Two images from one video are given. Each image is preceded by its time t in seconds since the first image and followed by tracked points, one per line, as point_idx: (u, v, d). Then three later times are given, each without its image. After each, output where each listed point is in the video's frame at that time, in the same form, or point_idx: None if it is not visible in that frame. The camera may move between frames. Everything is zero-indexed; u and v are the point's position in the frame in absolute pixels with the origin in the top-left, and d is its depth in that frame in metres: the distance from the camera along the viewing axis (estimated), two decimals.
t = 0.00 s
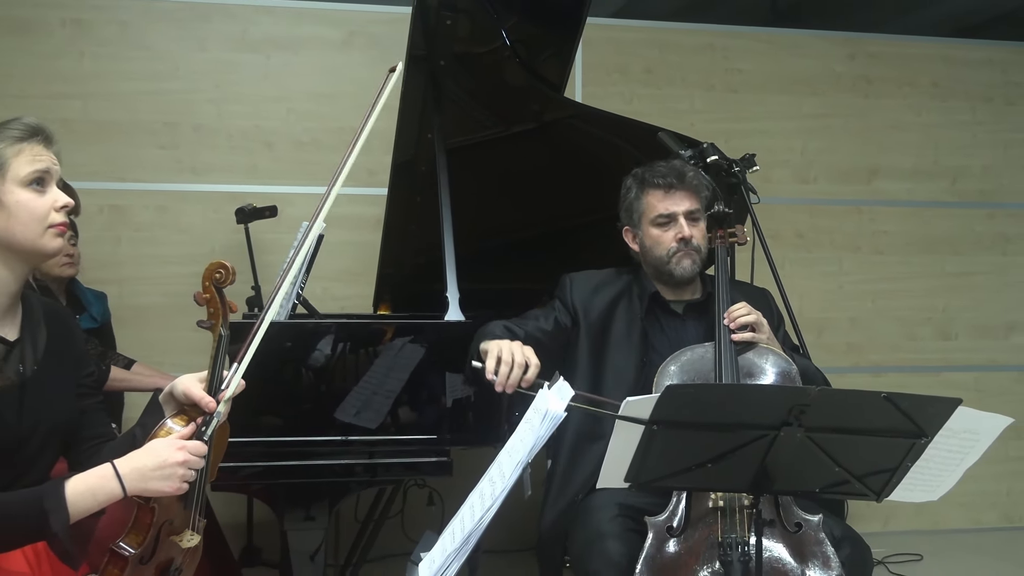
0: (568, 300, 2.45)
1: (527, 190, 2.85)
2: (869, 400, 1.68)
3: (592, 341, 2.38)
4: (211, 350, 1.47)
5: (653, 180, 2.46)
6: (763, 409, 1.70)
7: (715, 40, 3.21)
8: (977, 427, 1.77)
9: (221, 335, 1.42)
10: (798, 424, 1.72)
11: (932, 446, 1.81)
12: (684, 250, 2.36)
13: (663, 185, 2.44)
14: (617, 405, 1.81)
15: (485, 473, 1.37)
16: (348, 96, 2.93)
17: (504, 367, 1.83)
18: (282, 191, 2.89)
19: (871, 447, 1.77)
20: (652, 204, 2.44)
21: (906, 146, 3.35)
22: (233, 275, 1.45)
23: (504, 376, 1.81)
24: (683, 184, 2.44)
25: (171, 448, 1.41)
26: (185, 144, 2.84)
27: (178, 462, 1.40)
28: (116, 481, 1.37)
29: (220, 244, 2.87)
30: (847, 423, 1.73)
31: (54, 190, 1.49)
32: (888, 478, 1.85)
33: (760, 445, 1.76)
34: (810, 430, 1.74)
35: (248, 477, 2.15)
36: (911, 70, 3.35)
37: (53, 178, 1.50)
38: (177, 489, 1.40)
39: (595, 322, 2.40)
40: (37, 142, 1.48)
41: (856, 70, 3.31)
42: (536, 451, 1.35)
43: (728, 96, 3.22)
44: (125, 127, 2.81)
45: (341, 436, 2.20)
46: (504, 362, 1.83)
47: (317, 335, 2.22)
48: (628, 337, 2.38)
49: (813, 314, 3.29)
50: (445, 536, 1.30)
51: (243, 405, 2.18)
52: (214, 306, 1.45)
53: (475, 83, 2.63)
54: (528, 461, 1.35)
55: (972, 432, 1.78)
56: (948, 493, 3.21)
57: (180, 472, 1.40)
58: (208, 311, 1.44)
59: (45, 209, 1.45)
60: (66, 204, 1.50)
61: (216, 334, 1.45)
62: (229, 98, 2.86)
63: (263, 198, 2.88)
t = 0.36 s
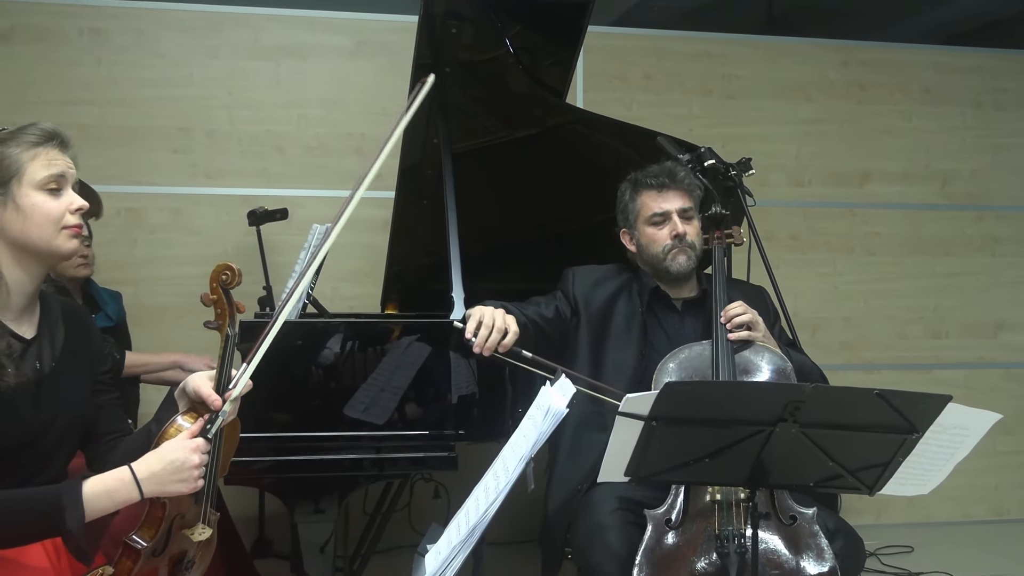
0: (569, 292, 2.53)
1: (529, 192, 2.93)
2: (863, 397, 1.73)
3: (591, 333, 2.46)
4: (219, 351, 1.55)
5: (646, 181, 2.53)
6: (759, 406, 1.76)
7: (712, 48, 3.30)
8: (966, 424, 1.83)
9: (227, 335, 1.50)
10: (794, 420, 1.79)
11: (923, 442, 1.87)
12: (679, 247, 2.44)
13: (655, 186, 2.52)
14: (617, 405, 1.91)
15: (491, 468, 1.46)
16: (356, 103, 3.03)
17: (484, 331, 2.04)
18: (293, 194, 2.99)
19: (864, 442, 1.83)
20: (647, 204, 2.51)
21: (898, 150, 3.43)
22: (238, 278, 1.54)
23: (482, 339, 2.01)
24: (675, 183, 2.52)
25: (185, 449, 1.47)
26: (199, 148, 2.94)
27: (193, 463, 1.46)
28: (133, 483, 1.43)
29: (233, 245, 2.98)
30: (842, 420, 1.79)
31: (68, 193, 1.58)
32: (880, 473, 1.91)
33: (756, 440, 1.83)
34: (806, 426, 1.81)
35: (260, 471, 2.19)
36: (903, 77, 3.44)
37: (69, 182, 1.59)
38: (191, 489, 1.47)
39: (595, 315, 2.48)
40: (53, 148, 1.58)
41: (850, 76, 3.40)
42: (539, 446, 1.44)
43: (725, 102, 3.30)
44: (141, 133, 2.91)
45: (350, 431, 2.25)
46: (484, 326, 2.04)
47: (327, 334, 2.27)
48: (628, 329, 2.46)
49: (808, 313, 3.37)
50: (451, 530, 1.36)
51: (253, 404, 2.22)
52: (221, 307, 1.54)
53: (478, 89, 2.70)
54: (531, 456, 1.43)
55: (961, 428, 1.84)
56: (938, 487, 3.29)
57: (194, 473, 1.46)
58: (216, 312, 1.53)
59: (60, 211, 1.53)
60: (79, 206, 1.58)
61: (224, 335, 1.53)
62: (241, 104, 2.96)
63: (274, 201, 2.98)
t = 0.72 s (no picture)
0: (569, 291, 2.62)
1: (530, 195, 3.00)
2: (854, 394, 1.77)
3: (590, 331, 2.55)
4: (219, 351, 1.59)
5: (656, 200, 2.55)
6: (753, 401, 1.81)
7: (707, 55, 3.39)
8: (953, 419, 1.89)
9: (227, 334, 1.53)
10: (785, 417, 1.85)
11: (913, 437, 1.92)
12: (677, 268, 2.55)
13: (664, 207, 2.54)
14: (617, 400, 2.03)
15: (492, 463, 1.53)
16: (361, 109, 3.18)
17: (482, 323, 2.13)
18: (298, 198, 3.14)
19: (855, 437, 1.87)
20: (653, 222, 2.56)
21: (886, 155, 3.53)
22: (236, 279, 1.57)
23: (479, 330, 2.11)
24: (684, 207, 2.54)
25: (191, 441, 1.48)
26: (210, 154, 3.09)
27: (198, 457, 1.48)
28: (140, 478, 1.46)
29: (242, 247, 3.12)
30: (833, 415, 1.84)
31: (82, 205, 1.60)
32: (871, 467, 1.95)
33: (749, 435, 1.87)
34: (797, 421, 1.86)
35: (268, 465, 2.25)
36: (892, 83, 3.53)
37: (84, 193, 1.62)
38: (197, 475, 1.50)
39: (593, 313, 2.57)
40: (70, 160, 1.59)
41: (840, 83, 3.49)
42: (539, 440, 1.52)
43: (719, 108, 3.40)
44: (154, 137, 3.07)
45: (356, 427, 2.34)
46: (481, 319, 2.14)
47: (334, 332, 2.34)
48: (624, 326, 2.56)
49: (799, 312, 3.47)
50: (454, 522, 1.41)
51: (262, 400, 2.29)
52: (219, 308, 1.57)
53: (481, 95, 2.80)
54: (531, 451, 1.51)
55: (948, 423, 1.90)
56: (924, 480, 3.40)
57: (200, 464, 1.48)
58: (215, 313, 1.57)
59: (71, 225, 1.56)
60: (92, 218, 1.61)
61: (223, 334, 1.56)
62: (249, 109, 3.11)
63: (284, 204, 3.14)
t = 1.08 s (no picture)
0: (569, 288, 2.73)
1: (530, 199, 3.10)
2: (841, 391, 1.79)
3: (589, 328, 2.64)
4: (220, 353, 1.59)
5: (659, 192, 2.68)
6: (744, 397, 1.82)
7: (700, 63, 3.49)
8: (937, 415, 1.93)
9: (226, 336, 1.53)
10: (775, 412, 1.85)
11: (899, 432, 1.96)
12: (679, 260, 2.63)
13: (667, 198, 2.67)
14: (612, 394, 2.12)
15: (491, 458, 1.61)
16: (364, 115, 3.30)
17: (490, 320, 2.22)
18: (304, 200, 3.25)
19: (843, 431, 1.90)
20: (654, 215, 2.67)
21: (874, 159, 3.63)
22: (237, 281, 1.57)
23: (487, 326, 2.19)
24: (686, 199, 2.67)
25: (197, 430, 1.48)
26: (220, 158, 3.20)
27: (206, 443, 1.48)
28: (152, 464, 1.48)
29: (250, 248, 3.23)
30: (822, 411, 1.86)
31: (87, 207, 1.62)
32: (859, 461, 1.97)
33: (741, 432, 1.88)
34: (788, 417, 1.87)
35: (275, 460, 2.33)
36: (879, 90, 3.64)
37: (89, 195, 1.64)
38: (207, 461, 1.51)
39: (592, 310, 2.67)
40: (74, 162, 1.61)
41: (829, 89, 3.59)
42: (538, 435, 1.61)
43: (711, 114, 3.49)
44: (163, 141, 3.17)
45: (359, 423, 2.41)
46: (490, 316, 2.22)
47: (339, 330, 2.43)
48: (622, 325, 2.65)
49: (790, 311, 3.57)
50: (456, 515, 1.49)
51: (270, 394, 2.38)
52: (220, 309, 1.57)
53: (482, 101, 2.89)
54: (530, 445, 1.59)
55: (932, 419, 1.94)
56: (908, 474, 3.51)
57: (209, 451, 1.49)
58: (216, 314, 1.57)
59: (76, 226, 1.58)
60: (98, 220, 1.62)
61: (224, 336, 1.56)
62: (256, 115, 3.22)
63: (290, 206, 3.24)
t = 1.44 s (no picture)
0: (576, 284, 2.81)
1: (530, 202, 3.20)
2: (829, 387, 1.85)
3: (593, 325, 2.74)
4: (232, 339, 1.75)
5: (661, 192, 2.74)
6: (735, 394, 1.88)
7: (693, 70, 3.59)
8: (923, 412, 1.98)
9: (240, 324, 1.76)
10: (766, 408, 1.91)
11: (886, 428, 2.01)
12: (680, 258, 2.69)
13: (668, 198, 2.74)
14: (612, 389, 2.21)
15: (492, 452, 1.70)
16: (368, 121, 3.42)
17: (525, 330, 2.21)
18: (311, 203, 3.37)
19: (832, 427, 1.95)
20: (656, 214, 2.73)
21: (862, 163, 3.74)
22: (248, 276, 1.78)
23: (521, 336, 2.18)
24: (686, 199, 2.73)
25: (190, 456, 1.43)
26: (229, 162, 3.31)
27: (198, 469, 1.44)
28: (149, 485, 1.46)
29: (257, 250, 3.34)
30: (811, 407, 1.91)
31: (91, 206, 1.68)
32: (846, 456, 2.03)
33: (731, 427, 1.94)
34: (778, 412, 1.93)
35: (284, 455, 2.41)
36: (867, 96, 3.74)
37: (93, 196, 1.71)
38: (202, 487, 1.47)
39: (597, 307, 2.76)
40: (75, 164, 1.68)
41: (819, 96, 3.70)
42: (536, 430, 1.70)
43: (704, 120, 3.60)
44: (174, 147, 3.27)
45: (364, 419, 2.51)
46: (525, 325, 2.21)
47: (344, 330, 2.53)
48: (625, 323, 2.74)
49: (780, 311, 3.67)
50: (458, 508, 1.59)
51: (277, 390, 2.47)
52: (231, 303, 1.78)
53: (483, 107, 3.00)
54: (528, 440, 1.68)
55: (918, 415, 1.99)
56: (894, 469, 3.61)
57: (203, 477, 1.45)
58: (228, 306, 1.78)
59: (81, 226, 1.65)
60: (101, 218, 1.69)
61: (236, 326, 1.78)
62: (264, 121, 3.33)
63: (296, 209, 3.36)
